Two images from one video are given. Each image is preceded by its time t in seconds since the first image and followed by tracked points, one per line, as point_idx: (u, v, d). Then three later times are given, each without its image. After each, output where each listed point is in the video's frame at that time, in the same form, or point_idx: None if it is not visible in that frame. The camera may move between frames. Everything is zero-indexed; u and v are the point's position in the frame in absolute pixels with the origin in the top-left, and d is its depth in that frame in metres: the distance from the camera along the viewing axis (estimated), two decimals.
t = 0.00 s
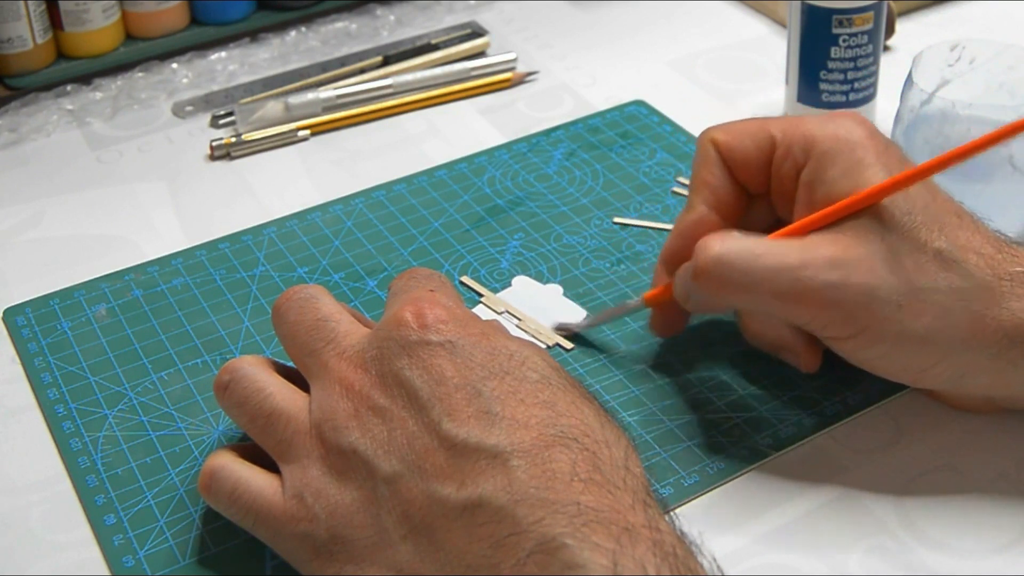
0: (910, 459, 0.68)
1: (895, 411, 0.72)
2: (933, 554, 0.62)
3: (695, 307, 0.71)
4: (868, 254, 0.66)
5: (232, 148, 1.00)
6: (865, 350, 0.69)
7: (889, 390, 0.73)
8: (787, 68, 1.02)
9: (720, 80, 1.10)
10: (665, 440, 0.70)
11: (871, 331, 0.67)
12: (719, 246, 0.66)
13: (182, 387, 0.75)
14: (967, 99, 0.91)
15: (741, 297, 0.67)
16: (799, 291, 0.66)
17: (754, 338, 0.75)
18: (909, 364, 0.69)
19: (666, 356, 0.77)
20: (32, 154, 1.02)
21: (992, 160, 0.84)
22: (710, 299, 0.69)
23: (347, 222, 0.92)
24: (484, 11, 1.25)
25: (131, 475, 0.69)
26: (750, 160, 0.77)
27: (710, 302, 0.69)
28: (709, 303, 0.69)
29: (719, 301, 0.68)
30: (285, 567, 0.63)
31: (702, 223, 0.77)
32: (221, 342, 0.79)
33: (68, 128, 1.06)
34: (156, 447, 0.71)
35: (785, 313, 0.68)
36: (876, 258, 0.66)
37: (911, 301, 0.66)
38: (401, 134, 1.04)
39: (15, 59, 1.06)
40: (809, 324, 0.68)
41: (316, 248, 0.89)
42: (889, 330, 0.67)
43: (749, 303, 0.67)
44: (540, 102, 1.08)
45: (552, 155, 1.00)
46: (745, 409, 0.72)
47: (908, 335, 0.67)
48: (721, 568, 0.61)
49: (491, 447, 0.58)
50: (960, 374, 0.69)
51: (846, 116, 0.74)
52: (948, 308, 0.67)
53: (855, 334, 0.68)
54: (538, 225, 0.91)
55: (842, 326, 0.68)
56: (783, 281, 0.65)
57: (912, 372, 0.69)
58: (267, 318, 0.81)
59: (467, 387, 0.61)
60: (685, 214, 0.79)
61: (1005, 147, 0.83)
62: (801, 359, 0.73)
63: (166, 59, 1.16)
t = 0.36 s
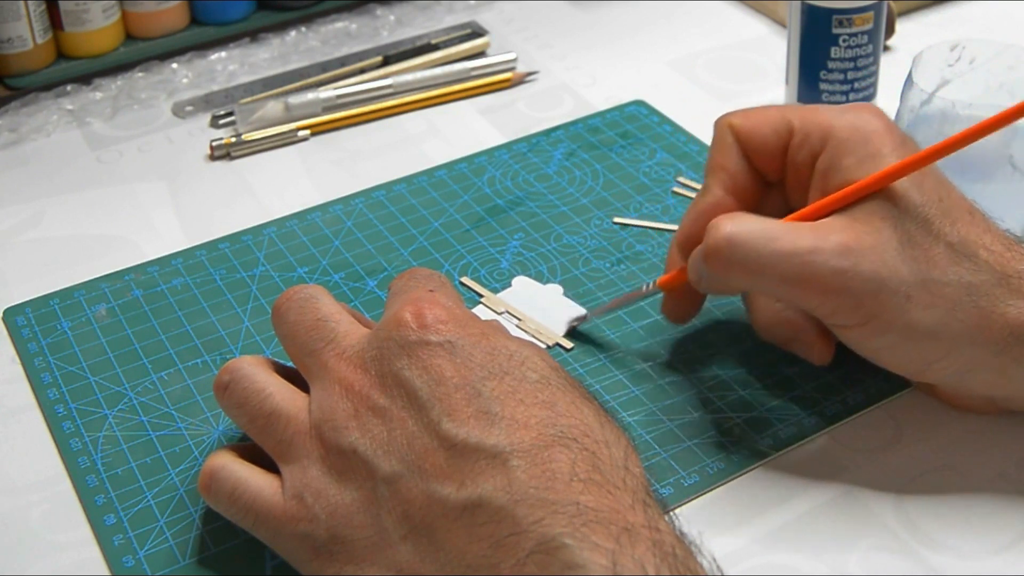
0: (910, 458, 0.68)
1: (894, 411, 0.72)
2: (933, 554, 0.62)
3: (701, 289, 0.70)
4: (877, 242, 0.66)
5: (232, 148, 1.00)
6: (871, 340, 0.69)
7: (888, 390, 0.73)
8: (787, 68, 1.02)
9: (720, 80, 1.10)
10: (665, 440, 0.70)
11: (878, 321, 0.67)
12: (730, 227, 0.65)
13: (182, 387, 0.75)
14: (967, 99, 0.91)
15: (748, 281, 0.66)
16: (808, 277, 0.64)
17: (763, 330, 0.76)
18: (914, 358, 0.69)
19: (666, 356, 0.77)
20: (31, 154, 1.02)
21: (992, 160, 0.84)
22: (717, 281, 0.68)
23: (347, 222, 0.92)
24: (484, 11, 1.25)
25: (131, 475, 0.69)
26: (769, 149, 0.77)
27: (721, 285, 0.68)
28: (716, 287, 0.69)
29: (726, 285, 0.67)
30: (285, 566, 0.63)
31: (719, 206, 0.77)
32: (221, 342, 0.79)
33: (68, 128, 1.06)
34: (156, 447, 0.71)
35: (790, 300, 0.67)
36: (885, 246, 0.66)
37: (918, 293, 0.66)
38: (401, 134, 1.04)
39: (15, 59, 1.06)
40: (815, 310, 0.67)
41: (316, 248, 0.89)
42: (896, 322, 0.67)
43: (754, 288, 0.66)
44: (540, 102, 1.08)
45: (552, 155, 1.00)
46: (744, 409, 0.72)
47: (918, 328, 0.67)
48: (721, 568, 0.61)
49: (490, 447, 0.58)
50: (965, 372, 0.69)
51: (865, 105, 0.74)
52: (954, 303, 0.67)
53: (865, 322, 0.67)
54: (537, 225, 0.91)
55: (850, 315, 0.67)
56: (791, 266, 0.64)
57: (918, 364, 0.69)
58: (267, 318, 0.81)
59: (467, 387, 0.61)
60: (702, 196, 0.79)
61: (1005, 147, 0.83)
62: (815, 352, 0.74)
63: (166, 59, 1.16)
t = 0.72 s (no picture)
0: (910, 458, 0.68)
1: (893, 412, 0.72)
2: (934, 553, 0.62)
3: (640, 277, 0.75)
4: (805, 232, 0.69)
5: (232, 148, 1.00)
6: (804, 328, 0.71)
7: (888, 390, 0.73)
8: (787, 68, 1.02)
9: (720, 80, 1.10)
10: (665, 440, 0.70)
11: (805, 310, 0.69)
12: (661, 223, 0.69)
13: (182, 387, 0.75)
14: (967, 99, 0.91)
15: (680, 274, 0.70)
16: (734, 270, 0.68)
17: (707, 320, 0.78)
18: (849, 343, 0.70)
19: (666, 356, 0.77)
20: (31, 154, 1.02)
21: (992, 160, 0.84)
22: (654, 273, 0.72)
23: (347, 222, 0.92)
24: (484, 11, 1.25)
25: (131, 475, 0.69)
26: (708, 136, 0.79)
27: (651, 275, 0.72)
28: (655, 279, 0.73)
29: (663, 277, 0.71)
30: (285, 566, 0.63)
31: (648, 190, 0.80)
32: (221, 342, 0.79)
33: (68, 128, 1.05)
34: (156, 447, 0.71)
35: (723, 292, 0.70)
36: (813, 236, 0.68)
37: (844, 278, 0.68)
38: (402, 134, 1.04)
39: (15, 59, 1.06)
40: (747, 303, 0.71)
41: (316, 248, 0.89)
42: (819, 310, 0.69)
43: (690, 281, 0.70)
44: (540, 102, 1.08)
45: (552, 155, 1.00)
46: (745, 409, 0.72)
47: (841, 312, 0.68)
48: (721, 568, 0.61)
49: (491, 447, 0.58)
50: (904, 353, 0.69)
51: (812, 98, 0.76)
52: (885, 284, 0.68)
53: (791, 309, 0.70)
54: (537, 225, 0.91)
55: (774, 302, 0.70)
56: (720, 260, 0.68)
57: (848, 349, 0.71)
58: (267, 318, 0.81)
59: (467, 387, 0.61)
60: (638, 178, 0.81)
61: (1005, 147, 0.83)
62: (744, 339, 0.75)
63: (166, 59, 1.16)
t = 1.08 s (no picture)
0: (910, 458, 0.68)
1: (892, 412, 0.72)
2: (935, 553, 0.62)
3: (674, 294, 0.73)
4: (837, 243, 0.68)
5: (232, 148, 1.00)
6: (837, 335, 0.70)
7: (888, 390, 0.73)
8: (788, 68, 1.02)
9: (720, 80, 1.10)
10: (665, 440, 0.70)
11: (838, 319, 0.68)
12: (694, 232, 0.67)
13: (182, 387, 0.75)
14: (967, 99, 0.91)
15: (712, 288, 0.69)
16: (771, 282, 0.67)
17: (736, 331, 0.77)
18: (881, 352, 0.70)
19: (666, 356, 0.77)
20: (31, 155, 1.02)
21: (992, 160, 0.84)
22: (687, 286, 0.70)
23: (347, 222, 0.92)
24: (484, 11, 1.25)
25: (131, 475, 0.69)
26: (735, 151, 0.78)
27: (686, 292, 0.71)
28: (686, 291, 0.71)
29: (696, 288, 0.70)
30: (285, 566, 0.63)
31: (684, 213, 0.78)
32: (221, 342, 0.79)
33: (68, 128, 1.05)
34: (156, 447, 0.71)
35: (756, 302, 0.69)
36: (847, 246, 0.68)
37: (881, 288, 0.67)
38: (402, 134, 1.04)
39: (15, 59, 1.06)
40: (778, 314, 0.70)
41: (316, 248, 0.89)
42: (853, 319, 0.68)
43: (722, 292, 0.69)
44: (540, 102, 1.08)
45: (552, 155, 1.00)
46: (745, 408, 0.72)
47: (877, 322, 0.68)
48: (721, 568, 0.61)
49: (490, 447, 0.58)
50: (938, 363, 0.69)
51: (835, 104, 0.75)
52: (919, 294, 0.68)
53: (825, 321, 0.69)
54: (537, 225, 0.91)
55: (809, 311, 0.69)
56: (754, 271, 0.67)
57: (884, 361, 0.70)
58: (267, 318, 0.81)
59: (467, 386, 0.61)
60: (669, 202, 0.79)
61: (1005, 147, 0.83)
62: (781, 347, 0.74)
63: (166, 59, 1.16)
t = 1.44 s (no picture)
0: (910, 458, 0.68)
1: (893, 411, 0.71)
2: (934, 554, 0.62)
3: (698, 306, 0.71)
4: None
5: (232, 148, 1.00)
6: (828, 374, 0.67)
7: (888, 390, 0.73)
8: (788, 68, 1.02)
9: (720, 80, 1.10)
10: (665, 440, 0.70)
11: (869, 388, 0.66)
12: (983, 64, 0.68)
13: (182, 387, 0.75)
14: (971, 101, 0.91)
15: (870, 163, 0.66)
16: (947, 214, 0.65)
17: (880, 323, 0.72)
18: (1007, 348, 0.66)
19: (666, 356, 0.77)
20: (31, 154, 1.02)
21: (993, 161, 0.82)
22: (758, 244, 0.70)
23: (347, 222, 0.92)
24: (484, 11, 1.25)
25: (131, 475, 0.69)
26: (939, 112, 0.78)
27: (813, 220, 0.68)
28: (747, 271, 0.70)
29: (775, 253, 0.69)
30: (285, 566, 0.63)
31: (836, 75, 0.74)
32: (221, 342, 0.79)
33: (68, 128, 1.05)
34: (155, 447, 0.71)
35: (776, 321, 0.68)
36: None
37: None
38: (401, 134, 1.04)
39: (16, 59, 1.06)
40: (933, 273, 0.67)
41: (316, 248, 0.89)
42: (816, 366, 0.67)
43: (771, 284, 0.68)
44: (540, 102, 1.08)
45: (553, 155, 1.00)
46: (744, 408, 0.72)
47: None
48: (721, 568, 0.62)
49: (490, 447, 0.58)
50: None
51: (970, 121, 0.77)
52: None
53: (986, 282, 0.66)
54: (538, 225, 0.91)
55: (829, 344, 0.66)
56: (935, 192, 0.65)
57: None
58: (267, 318, 0.81)
59: (467, 386, 0.61)
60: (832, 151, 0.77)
61: (1007, 148, 0.81)
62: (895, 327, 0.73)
63: (165, 59, 1.16)
